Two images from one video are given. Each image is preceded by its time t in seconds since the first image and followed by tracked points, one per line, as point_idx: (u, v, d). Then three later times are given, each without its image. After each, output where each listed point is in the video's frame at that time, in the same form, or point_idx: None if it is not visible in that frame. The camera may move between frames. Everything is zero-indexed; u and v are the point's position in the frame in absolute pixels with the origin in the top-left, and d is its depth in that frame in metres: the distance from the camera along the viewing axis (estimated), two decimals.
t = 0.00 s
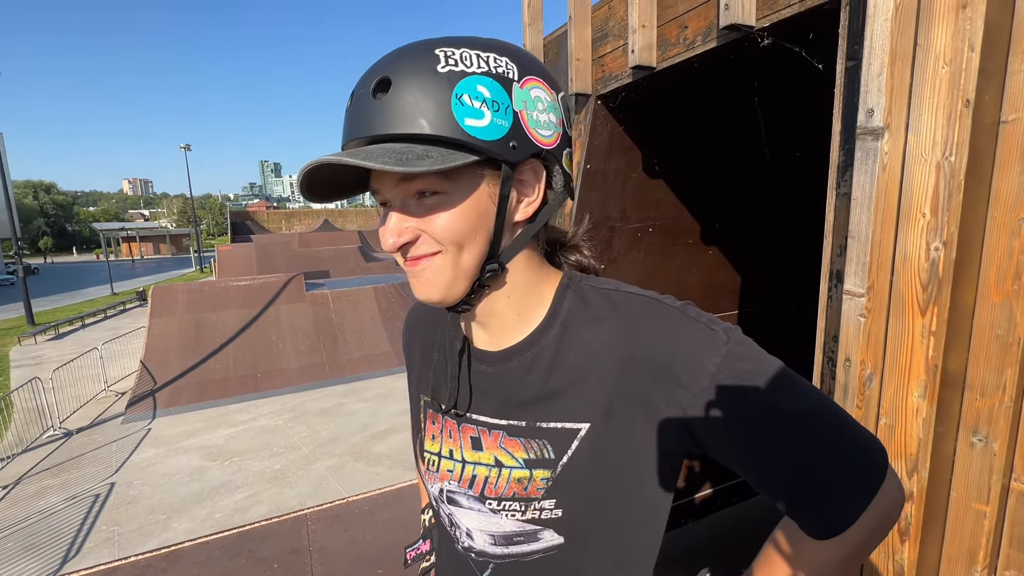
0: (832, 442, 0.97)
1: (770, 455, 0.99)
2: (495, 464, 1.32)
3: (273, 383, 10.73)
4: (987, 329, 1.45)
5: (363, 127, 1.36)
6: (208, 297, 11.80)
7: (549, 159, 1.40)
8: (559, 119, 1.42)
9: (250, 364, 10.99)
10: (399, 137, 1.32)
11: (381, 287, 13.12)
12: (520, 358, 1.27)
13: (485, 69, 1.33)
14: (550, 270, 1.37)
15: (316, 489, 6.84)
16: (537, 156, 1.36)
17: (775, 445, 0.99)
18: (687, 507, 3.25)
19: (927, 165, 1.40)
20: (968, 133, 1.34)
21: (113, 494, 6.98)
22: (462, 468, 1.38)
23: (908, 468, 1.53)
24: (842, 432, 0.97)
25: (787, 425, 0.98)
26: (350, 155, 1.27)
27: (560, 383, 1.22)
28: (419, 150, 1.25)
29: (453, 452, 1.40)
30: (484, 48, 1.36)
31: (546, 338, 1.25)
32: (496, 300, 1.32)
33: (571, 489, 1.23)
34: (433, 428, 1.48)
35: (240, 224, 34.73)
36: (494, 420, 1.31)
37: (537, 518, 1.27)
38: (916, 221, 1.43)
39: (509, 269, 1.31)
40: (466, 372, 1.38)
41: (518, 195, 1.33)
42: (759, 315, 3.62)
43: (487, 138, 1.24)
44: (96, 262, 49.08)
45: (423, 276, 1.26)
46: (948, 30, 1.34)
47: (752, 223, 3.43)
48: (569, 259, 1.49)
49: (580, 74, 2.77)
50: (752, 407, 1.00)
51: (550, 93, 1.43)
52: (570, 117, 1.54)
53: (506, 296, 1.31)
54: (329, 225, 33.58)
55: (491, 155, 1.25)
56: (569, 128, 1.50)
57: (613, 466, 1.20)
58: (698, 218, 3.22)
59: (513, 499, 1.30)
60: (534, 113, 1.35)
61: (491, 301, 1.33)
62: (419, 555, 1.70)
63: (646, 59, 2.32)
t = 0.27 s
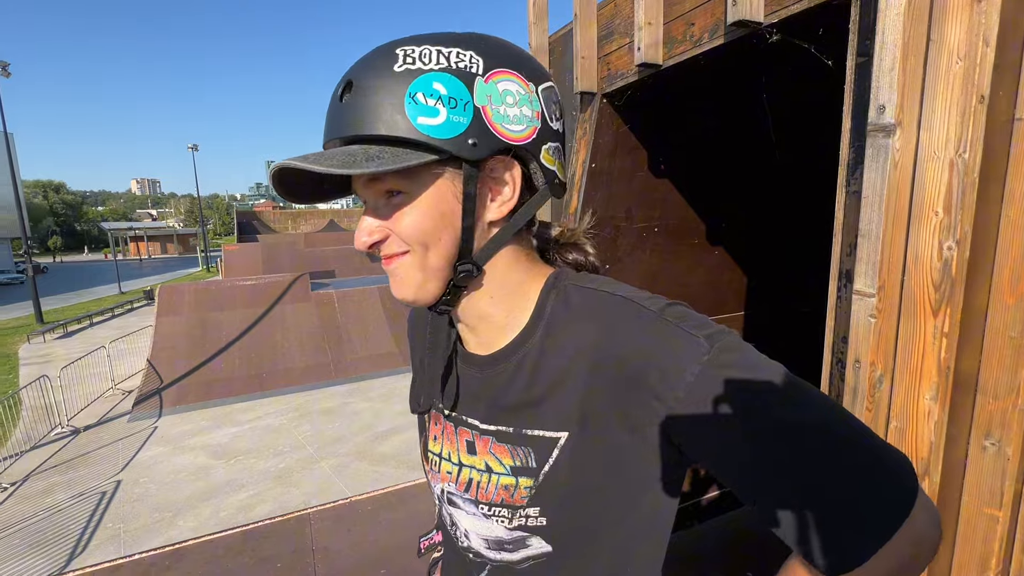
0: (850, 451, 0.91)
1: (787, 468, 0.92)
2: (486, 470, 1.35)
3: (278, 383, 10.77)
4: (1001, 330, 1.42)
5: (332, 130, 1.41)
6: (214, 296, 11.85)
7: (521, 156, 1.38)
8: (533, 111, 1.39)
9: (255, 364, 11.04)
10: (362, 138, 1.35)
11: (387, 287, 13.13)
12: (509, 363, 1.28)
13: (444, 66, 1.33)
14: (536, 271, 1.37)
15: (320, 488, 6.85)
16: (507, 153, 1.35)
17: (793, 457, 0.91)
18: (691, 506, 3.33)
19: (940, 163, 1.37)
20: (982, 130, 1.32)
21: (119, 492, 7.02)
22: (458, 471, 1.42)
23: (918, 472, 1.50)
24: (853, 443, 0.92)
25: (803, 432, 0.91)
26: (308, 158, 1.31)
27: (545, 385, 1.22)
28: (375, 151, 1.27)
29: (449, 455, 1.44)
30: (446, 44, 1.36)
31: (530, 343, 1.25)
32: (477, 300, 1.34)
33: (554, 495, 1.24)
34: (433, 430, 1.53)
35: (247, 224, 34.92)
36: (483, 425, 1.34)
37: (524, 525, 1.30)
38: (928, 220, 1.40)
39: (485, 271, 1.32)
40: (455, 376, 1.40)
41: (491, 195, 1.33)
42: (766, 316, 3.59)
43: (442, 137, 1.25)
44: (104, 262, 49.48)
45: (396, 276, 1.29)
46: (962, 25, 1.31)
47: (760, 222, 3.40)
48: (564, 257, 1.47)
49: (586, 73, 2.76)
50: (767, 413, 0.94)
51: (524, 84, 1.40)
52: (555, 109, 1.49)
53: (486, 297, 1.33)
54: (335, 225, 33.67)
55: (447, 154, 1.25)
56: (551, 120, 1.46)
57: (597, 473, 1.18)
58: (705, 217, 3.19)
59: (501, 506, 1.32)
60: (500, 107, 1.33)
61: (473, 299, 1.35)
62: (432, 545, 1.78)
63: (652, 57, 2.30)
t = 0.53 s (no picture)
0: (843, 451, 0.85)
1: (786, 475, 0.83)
2: (465, 474, 1.37)
3: (284, 381, 10.83)
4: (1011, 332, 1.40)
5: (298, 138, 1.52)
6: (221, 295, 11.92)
7: (474, 156, 1.36)
8: (482, 108, 1.36)
9: (261, 362, 11.11)
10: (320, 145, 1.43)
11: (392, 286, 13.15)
12: (484, 368, 1.26)
13: (388, 71, 1.37)
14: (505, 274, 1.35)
15: (324, 487, 6.88)
16: (457, 154, 1.34)
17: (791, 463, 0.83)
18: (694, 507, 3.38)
19: (948, 162, 1.35)
20: (992, 130, 1.30)
21: (126, 488, 7.09)
22: (444, 473, 1.45)
23: (925, 475, 1.48)
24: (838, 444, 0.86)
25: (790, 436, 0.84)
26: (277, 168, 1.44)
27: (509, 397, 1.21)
28: (324, 157, 1.35)
29: (437, 457, 1.48)
30: (393, 49, 1.39)
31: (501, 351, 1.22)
32: (448, 300, 1.36)
33: (516, 505, 1.24)
34: (426, 431, 1.56)
35: (254, 223, 35.12)
36: (461, 430, 1.36)
37: (499, 529, 1.31)
38: (936, 219, 1.38)
39: (448, 273, 1.32)
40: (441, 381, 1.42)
41: (446, 198, 1.33)
42: (772, 317, 3.56)
43: (379, 141, 1.30)
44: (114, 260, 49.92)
45: (366, 278, 1.36)
46: (972, 23, 1.30)
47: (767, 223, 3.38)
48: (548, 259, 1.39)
49: (591, 72, 2.75)
50: (772, 419, 0.86)
51: (476, 83, 1.38)
52: (520, 104, 1.44)
53: (458, 298, 1.34)
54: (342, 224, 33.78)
55: (386, 157, 1.29)
56: (511, 117, 1.40)
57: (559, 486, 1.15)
58: (710, 217, 3.18)
59: (479, 509, 1.34)
60: (444, 109, 1.33)
61: (443, 298, 1.36)
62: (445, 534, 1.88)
63: (657, 55, 2.29)
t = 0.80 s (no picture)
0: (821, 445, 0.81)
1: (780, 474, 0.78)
2: (449, 466, 1.32)
3: (290, 379, 10.91)
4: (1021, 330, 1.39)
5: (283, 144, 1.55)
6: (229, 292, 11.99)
7: (441, 154, 1.33)
8: (447, 106, 1.33)
9: (268, 359, 11.18)
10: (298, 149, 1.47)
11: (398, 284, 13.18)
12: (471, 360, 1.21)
13: (355, 76, 1.38)
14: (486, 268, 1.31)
15: (330, 483, 6.92)
16: (425, 152, 1.32)
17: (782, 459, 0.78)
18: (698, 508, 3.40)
19: (959, 159, 1.34)
20: (1005, 126, 1.29)
21: (134, 484, 7.15)
22: (432, 462, 1.41)
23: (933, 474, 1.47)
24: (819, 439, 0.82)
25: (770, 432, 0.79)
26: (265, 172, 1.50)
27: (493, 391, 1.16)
28: (301, 160, 1.39)
29: (427, 445, 1.43)
30: (361, 53, 1.39)
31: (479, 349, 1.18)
32: (432, 293, 1.34)
33: (500, 498, 1.19)
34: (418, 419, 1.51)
35: (261, 222, 35.33)
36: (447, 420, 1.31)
37: (480, 521, 1.27)
38: (947, 216, 1.37)
39: (429, 266, 1.31)
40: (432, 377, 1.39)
41: (418, 194, 1.30)
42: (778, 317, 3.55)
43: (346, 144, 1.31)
44: (122, 257, 50.37)
45: (354, 274, 1.38)
46: (985, 18, 1.29)
47: (775, 221, 3.37)
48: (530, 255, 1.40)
49: (598, 69, 2.75)
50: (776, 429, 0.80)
51: (441, 83, 1.35)
52: (488, 99, 1.39)
53: (443, 290, 1.33)
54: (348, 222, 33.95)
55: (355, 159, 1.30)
56: (478, 113, 1.37)
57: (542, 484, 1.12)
58: (717, 216, 3.17)
59: (460, 500, 1.30)
60: (410, 109, 1.32)
61: (426, 292, 1.35)
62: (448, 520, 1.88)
63: (665, 52, 2.28)
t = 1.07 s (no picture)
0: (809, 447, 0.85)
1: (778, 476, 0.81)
2: (442, 450, 1.36)
3: (294, 376, 10.99)
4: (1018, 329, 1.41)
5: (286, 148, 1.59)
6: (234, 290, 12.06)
7: (438, 155, 1.36)
8: (444, 109, 1.37)
9: (272, 356, 11.26)
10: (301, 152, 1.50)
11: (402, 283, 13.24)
12: (464, 350, 1.27)
13: (356, 81, 1.42)
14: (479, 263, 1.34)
15: (333, 479, 6.98)
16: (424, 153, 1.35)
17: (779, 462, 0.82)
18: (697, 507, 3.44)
19: (955, 160, 1.36)
20: (1000, 128, 1.31)
21: (141, 479, 7.24)
22: (428, 448, 1.45)
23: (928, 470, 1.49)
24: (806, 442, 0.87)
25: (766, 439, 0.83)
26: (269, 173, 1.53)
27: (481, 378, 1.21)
28: (304, 161, 1.42)
29: (424, 432, 1.48)
30: (362, 60, 1.44)
31: (472, 340, 1.24)
32: (429, 287, 1.37)
33: (485, 480, 1.22)
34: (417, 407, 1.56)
35: (265, 220, 35.49)
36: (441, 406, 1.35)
37: (470, 503, 1.30)
38: (943, 217, 1.39)
39: (427, 262, 1.34)
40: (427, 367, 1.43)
41: (416, 192, 1.34)
42: (780, 317, 3.57)
43: (348, 145, 1.34)
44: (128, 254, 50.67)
45: (356, 270, 1.41)
46: (981, 22, 1.31)
47: (778, 221, 3.38)
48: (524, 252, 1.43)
49: (601, 69, 2.77)
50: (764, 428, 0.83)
51: (436, 87, 1.40)
52: (482, 103, 1.44)
53: (437, 284, 1.36)
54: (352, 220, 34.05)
55: (357, 159, 1.33)
56: (472, 116, 1.41)
57: (526, 469, 1.14)
58: (720, 215, 3.19)
59: (452, 483, 1.33)
60: (408, 113, 1.35)
61: (424, 287, 1.38)
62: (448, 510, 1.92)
63: (668, 53, 2.31)
